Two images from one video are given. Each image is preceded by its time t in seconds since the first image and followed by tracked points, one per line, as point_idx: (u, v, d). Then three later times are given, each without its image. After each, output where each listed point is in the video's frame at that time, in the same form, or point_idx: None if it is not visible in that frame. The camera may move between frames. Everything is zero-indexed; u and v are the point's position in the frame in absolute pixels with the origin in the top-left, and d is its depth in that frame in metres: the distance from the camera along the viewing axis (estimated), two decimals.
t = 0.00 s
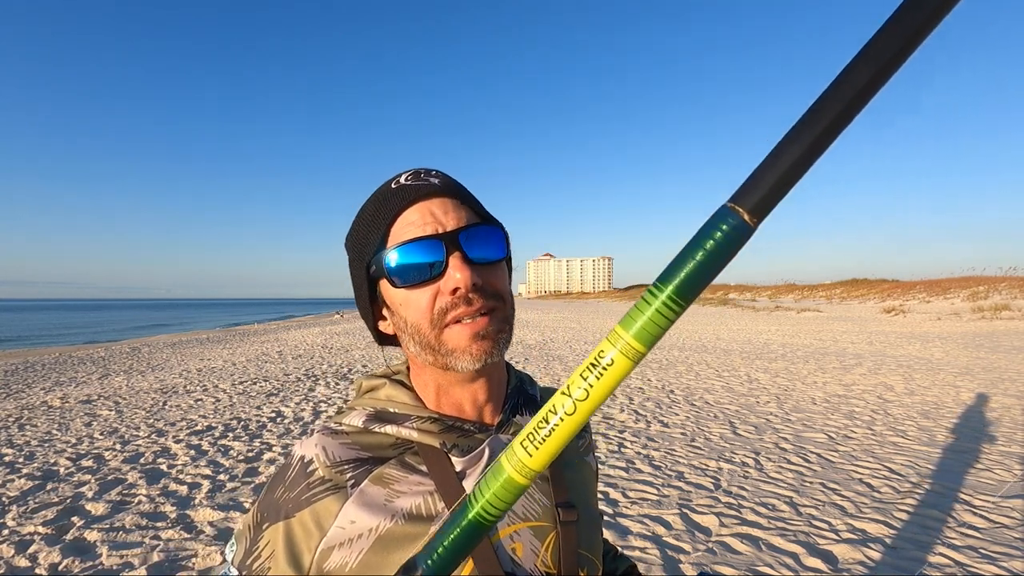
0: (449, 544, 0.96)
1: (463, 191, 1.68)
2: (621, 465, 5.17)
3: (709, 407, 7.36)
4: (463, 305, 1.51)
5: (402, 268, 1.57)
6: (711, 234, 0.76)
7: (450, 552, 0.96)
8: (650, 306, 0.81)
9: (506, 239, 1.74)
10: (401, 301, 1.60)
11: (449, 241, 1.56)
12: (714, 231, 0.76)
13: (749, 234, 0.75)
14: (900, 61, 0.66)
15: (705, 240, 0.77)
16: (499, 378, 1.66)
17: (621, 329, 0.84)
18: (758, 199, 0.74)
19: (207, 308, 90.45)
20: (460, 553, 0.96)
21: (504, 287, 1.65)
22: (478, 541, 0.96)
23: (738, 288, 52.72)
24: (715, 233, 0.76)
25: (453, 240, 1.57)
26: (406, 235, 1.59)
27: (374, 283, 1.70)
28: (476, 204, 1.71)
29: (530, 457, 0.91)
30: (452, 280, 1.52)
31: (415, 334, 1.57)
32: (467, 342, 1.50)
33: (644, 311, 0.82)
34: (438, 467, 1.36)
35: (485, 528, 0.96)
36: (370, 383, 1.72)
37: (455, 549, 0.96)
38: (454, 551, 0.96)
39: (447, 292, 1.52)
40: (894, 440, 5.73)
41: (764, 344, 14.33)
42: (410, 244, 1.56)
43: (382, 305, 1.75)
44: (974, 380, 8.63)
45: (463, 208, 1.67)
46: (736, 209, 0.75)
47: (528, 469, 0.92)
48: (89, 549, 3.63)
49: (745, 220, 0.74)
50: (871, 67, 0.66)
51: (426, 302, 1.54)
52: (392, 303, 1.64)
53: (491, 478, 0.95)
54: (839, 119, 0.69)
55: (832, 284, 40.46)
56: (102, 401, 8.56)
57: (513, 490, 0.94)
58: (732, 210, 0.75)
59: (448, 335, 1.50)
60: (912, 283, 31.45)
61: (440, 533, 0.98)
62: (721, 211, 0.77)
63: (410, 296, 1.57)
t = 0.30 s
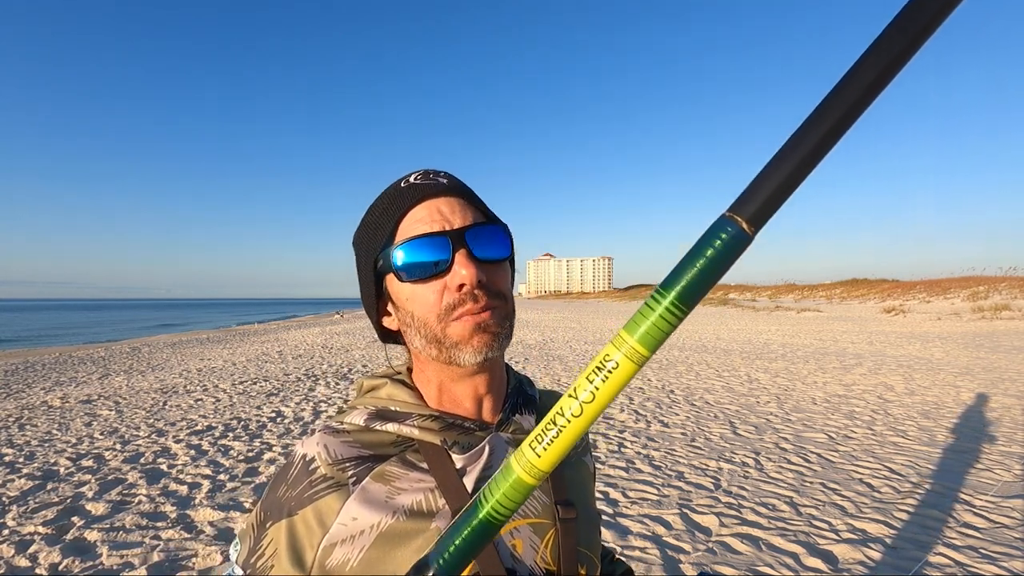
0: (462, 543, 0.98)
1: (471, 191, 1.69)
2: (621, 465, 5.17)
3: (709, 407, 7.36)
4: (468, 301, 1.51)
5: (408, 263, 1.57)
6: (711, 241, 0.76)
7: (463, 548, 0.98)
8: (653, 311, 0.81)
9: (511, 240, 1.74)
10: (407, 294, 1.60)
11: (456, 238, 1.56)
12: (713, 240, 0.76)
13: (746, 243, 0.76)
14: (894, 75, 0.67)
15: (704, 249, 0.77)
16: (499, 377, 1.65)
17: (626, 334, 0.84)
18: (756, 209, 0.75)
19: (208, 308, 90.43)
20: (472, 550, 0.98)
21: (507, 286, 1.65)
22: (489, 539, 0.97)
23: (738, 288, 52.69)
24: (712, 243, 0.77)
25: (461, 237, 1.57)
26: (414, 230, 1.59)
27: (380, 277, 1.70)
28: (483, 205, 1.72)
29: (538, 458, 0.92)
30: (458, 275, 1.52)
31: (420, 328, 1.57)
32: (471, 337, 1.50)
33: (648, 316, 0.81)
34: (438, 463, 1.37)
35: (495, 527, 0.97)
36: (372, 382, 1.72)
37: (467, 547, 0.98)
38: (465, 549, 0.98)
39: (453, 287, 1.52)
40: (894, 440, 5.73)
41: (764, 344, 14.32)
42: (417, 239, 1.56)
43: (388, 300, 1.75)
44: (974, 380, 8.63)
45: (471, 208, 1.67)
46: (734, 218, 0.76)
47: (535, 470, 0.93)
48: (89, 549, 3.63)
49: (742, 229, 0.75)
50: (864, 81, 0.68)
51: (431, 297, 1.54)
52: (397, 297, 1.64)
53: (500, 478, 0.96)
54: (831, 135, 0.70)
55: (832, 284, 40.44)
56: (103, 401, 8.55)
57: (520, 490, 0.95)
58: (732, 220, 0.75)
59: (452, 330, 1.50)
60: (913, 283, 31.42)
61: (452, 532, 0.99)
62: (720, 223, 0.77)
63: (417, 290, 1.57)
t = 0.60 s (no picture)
0: (473, 550, 1.00)
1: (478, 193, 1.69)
2: (621, 465, 5.17)
3: (709, 407, 7.36)
4: (476, 301, 1.51)
5: (416, 263, 1.56)
6: (723, 259, 0.77)
7: (474, 556, 1.00)
8: (666, 324, 0.81)
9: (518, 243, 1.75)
10: (414, 295, 1.59)
11: (464, 240, 1.57)
12: (725, 256, 0.77)
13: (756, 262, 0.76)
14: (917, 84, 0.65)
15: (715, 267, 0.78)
16: (505, 376, 1.66)
17: (638, 347, 0.85)
18: (768, 227, 0.75)
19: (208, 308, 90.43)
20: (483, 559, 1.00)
21: (514, 288, 1.65)
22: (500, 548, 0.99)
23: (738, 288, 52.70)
24: (727, 257, 0.77)
25: (469, 238, 1.57)
26: (422, 231, 1.59)
27: (387, 277, 1.70)
28: (490, 207, 1.72)
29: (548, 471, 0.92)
30: (466, 276, 1.52)
31: (426, 328, 1.56)
32: (477, 339, 1.50)
33: (661, 328, 0.82)
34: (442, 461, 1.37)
35: (507, 536, 0.98)
36: (376, 379, 1.72)
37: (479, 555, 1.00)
38: (477, 557, 1.00)
39: (461, 288, 1.52)
40: (894, 440, 5.73)
41: (764, 344, 14.32)
42: (426, 239, 1.56)
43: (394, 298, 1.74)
44: (974, 380, 8.62)
45: (478, 209, 1.67)
46: (746, 235, 0.76)
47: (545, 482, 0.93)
48: (89, 549, 3.63)
49: (755, 246, 0.75)
50: (875, 103, 0.67)
51: (439, 297, 1.54)
52: (404, 297, 1.64)
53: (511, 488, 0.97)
54: (840, 158, 0.70)
55: (832, 284, 40.42)
56: (103, 401, 8.55)
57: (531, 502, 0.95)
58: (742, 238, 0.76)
59: (460, 330, 1.50)
60: (913, 283, 31.44)
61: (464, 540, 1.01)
62: (731, 239, 0.78)
63: (424, 291, 1.56)
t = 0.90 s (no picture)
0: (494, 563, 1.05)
1: (476, 194, 1.69)
2: (621, 465, 5.17)
3: (709, 407, 7.36)
4: (471, 303, 1.51)
5: (413, 265, 1.57)
6: (755, 279, 0.87)
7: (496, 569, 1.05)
8: (693, 344, 0.91)
9: (517, 243, 1.74)
10: (411, 296, 1.60)
11: (461, 241, 1.57)
12: (757, 277, 0.87)
13: (788, 281, 0.87)
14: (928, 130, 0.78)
15: (747, 285, 0.87)
16: (504, 378, 1.65)
17: (663, 367, 0.94)
18: (797, 251, 0.86)
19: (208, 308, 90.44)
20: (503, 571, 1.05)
21: (512, 289, 1.65)
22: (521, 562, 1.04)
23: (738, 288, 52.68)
24: (757, 279, 0.87)
25: (465, 240, 1.57)
26: (419, 232, 1.59)
27: (386, 278, 1.71)
28: (488, 207, 1.72)
29: (573, 487, 1.01)
30: (462, 278, 1.52)
31: (424, 329, 1.57)
32: (475, 343, 1.49)
33: (688, 349, 0.91)
34: (445, 461, 1.38)
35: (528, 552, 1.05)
36: (379, 378, 1.71)
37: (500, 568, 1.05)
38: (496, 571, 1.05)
39: (456, 290, 1.52)
40: (894, 440, 5.73)
41: (764, 344, 14.32)
42: (423, 241, 1.56)
43: (394, 299, 1.74)
44: (974, 380, 8.62)
45: (476, 210, 1.67)
46: (777, 259, 0.87)
47: (569, 498, 1.01)
48: (89, 549, 3.63)
49: (786, 269, 0.86)
50: (893, 146, 0.79)
51: (436, 299, 1.54)
52: (403, 299, 1.65)
53: (535, 503, 1.05)
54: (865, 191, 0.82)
55: (832, 284, 40.41)
56: (103, 401, 8.55)
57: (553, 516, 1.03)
58: (773, 260, 0.86)
59: (457, 332, 1.50)
60: (913, 283, 31.42)
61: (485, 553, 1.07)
62: (762, 260, 0.88)
63: (421, 292, 1.57)
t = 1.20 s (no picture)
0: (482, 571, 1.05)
1: (474, 193, 1.68)
2: (621, 465, 5.17)
3: (709, 407, 7.36)
4: (467, 305, 1.51)
5: (409, 266, 1.57)
6: (744, 277, 0.86)
7: None
8: (682, 346, 0.91)
9: (516, 242, 1.74)
10: (408, 297, 1.60)
11: (457, 242, 1.56)
12: (746, 277, 0.86)
13: (780, 280, 0.87)
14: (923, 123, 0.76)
15: (737, 284, 0.86)
16: (502, 379, 1.64)
17: (653, 371, 0.95)
18: (787, 248, 0.85)
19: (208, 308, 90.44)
20: None
21: (510, 289, 1.65)
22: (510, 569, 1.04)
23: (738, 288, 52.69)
24: (746, 278, 0.86)
25: (462, 241, 1.57)
26: (415, 233, 1.59)
27: (383, 279, 1.71)
28: (487, 206, 1.71)
29: (560, 493, 1.01)
30: (457, 280, 1.52)
31: (420, 331, 1.57)
32: (469, 347, 1.49)
33: (677, 351, 0.91)
34: (444, 465, 1.38)
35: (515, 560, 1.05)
36: (378, 380, 1.71)
37: None
38: None
39: (452, 291, 1.52)
40: (894, 440, 5.73)
41: (764, 344, 14.31)
42: (418, 242, 1.56)
43: (392, 300, 1.75)
44: (974, 380, 8.62)
45: (474, 209, 1.67)
46: (766, 255, 0.85)
47: (557, 504, 1.02)
48: (89, 549, 3.63)
49: (775, 266, 0.85)
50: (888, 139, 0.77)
51: (431, 300, 1.54)
52: (400, 300, 1.65)
53: (523, 511, 1.05)
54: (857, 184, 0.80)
55: (832, 284, 40.41)
56: (103, 401, 8.55)
57: (542, 523, 1.04)
58: (762, 257, 0.85)
59: (452, 334, 1.50)
60: (913, 283, 31.43)
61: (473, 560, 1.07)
62: (752, 257, 0.87)
63: (416, 294, 1.57)
